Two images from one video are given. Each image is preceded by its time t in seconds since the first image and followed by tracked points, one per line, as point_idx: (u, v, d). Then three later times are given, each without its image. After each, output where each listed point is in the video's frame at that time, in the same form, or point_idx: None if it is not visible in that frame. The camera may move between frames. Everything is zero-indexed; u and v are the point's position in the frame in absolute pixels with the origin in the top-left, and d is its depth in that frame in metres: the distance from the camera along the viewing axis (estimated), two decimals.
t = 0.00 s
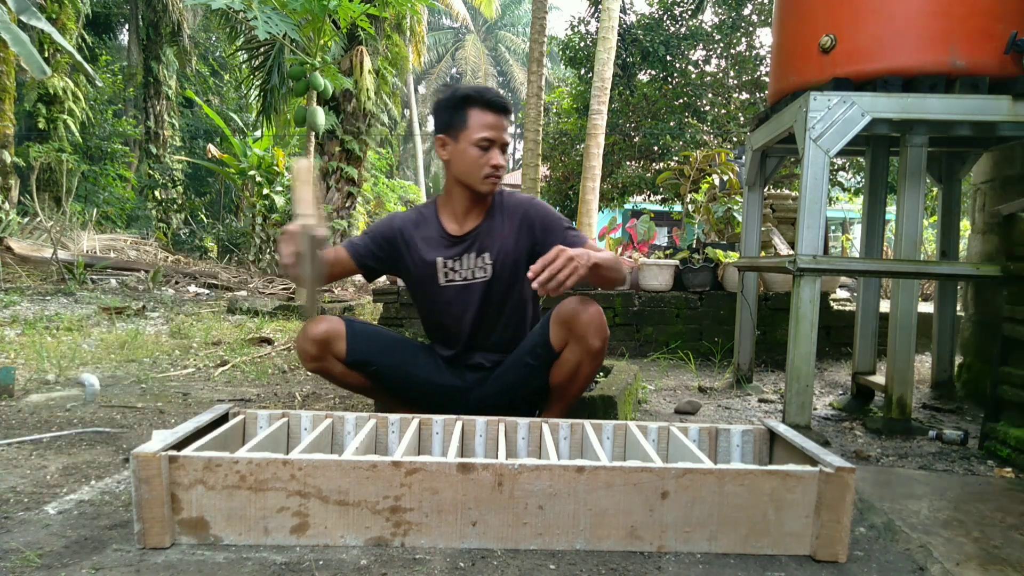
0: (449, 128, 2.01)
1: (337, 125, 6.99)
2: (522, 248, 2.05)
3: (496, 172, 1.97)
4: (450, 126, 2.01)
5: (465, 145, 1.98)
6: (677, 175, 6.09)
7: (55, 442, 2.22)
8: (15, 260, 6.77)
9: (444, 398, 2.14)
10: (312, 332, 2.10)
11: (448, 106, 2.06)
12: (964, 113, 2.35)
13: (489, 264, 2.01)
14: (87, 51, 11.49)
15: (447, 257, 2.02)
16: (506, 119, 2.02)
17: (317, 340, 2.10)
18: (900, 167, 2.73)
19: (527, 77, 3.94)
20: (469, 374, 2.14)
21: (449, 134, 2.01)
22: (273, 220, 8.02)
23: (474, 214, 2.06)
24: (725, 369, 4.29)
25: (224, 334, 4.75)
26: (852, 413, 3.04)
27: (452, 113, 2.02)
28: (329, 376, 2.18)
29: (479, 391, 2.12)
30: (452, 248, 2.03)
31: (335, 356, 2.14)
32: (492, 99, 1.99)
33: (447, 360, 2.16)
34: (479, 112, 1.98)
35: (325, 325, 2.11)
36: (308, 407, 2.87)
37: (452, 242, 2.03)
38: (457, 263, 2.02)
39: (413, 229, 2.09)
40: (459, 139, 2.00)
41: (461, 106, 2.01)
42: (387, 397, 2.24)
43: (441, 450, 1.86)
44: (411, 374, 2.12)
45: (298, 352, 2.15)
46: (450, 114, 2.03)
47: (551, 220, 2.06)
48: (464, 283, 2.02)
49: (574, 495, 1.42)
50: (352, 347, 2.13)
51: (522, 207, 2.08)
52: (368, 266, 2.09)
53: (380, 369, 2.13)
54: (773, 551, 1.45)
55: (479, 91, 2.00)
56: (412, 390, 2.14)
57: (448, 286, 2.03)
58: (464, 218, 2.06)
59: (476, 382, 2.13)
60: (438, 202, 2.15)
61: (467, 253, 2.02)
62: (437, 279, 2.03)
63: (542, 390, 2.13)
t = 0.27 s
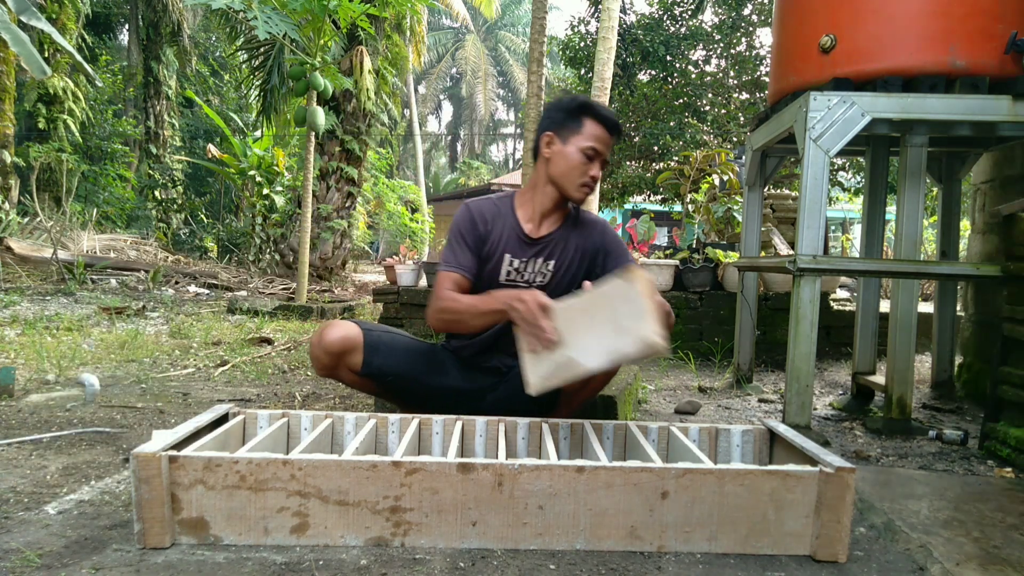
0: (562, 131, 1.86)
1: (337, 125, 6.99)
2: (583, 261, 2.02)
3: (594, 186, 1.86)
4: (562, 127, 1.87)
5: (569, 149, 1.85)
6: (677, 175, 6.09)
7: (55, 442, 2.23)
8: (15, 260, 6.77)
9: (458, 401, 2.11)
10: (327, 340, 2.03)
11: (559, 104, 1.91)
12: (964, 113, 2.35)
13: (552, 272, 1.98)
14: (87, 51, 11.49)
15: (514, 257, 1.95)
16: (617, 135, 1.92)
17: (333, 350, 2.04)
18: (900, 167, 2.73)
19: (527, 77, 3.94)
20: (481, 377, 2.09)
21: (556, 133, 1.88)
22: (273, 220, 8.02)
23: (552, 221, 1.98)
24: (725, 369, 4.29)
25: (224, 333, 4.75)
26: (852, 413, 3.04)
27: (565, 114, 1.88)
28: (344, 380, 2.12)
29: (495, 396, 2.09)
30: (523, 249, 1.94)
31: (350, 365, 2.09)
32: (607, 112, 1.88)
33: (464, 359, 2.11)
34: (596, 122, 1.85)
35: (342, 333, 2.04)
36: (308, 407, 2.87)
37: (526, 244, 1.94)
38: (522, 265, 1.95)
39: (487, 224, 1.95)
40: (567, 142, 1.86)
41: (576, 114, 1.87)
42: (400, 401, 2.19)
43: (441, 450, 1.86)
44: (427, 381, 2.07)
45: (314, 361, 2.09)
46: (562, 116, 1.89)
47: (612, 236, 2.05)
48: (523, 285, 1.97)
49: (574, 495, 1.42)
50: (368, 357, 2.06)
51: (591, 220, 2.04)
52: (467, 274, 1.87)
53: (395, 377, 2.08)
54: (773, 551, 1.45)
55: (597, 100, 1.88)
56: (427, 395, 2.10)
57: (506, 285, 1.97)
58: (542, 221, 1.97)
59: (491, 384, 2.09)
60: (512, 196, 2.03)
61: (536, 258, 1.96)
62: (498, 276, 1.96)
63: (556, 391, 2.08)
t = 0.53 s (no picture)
0: (622, 154, 1.89)
1: (337, 125, 6.99)
2: (615, 285, 2.06)
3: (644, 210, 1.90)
4: (622, 149, 1.90)
5: (626, 172, 1.87)
6: (677, 175, 6.09)
7: (55, 442, 2.23)
8: (15, 260, 6.77)
9: (472, 394, 2.14)
10: (365, 309, 2.05)
11: (623, 125, 1.93)
12: (964, 113, 2.35)
13: (584, 291, 2.02)
14: (87, 51, 11.49)
15: (552, 270, 1.98)
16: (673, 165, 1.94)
17: (369, 319, 2.06)
18: (900, 167, 2.73)
19: (527, 77, 3.94)
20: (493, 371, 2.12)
21: (614, 154, 1.91)
22: (273, 220, 8.02)
23: (595, 239, 2.00)
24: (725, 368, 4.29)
25: (224, 333, 4.75)
26: (852, 413, 3.04)
27: (628, 135, 1.90)
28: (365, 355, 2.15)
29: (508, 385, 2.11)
30: (562, 264, 1.97)
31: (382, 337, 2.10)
32: (669, 141, 1.89)
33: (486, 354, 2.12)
34: (658, 150, 1.88)
35: (377, 304, 2.06)
36: (309, 407, 2.87)
37: (566, 259, 1.97)
38: (559, 279, 1.99)
39: (532, 232, 1.98)
40: (626, 165, 1.88)
41: (638, 137, 1.89)
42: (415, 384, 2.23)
43: (442, 450, 1.86)
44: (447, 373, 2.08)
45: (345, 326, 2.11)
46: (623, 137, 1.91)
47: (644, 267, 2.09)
48: (554, 298, 2.01)
49: (574, 495, 1.42)
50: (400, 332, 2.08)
51: (629, 248, 2.08)
52: (511, 284, 1.93)
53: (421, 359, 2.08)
54: (774, 551, 1.45)
55: (661, 128, 1.89)
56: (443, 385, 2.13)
57: (537, 296, 2.01)
58: (585, 239, 1.98)
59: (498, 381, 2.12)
60: (558, 206, 2.05)
61: (573, 275, 1.99)
62: (533, 287, 1.99)
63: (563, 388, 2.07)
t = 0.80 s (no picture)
0: (632, 164, 1.87)
1: (337, 125, 7.00)
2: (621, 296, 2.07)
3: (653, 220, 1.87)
4: (634, 159, 1.87)
5: (635, 182, 1.85)
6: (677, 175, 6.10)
7: (55, 442, 2.23)
8: (15, 260, 6.76)
9: (480, 389, 2.18)
10: (374, 306, 2.07)
11: (637, 134, 1.91)
12: (964, 113, 2.35)
13: (591, 302, 2.03)
14: (87, 51, 11.50)
15: (558, 279, 1.99)
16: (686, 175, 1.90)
17: (377, 316, 2.08)
18: (900, 167, 2.73)
19: (527, 77, 3.94)
20: (498, 368, 2.18)
21: (626, 164, 1.89)
22: (273, 220, 8.02)
23: (603, 250, 1.99)
24: (725, 368, 4.29)
25: (224, 333, 4.75)
26: (852, 413, 3.04)
27: (640, 144, 1.87)
28: (369, 362, 2.14)
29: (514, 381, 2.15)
30: (568, 273, 1.98)
31: (389, 336, 2.11)
32: (682, 152, 1.86)
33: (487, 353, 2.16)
34: (670, 160, 1.84)
35: (385, 301, 2.10)
36: (309, 407, 2.87)
37: (573, 269, 1.98)
38: (564, 288, 2.00)
39: (539, 239, 1.99)
40: (636, 175, 1.85)
41: (649, 146, 1.87)
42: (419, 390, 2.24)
43: (441, 451, 1.86)
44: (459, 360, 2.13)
45: (349, 330, 2.11)
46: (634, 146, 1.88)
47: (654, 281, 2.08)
48: (559, 308, 2.03)
49: (574, 495, 1.42)
50: (409, 326, 2.12)
51: (639, 260, 2.07)
52: (509, 288, 1.95)
53: (432, 351, 2.12)
54: (773, 551, 1.45)
55: (675, 138, 1.86)
56: (452, 381, 2.15)
57: (542, 304, 2.02)
58: (593, 249, 1.98)
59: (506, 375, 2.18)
60: (569, 213, 2.05)
61: (578, 284, 2.00)
62: (538, 294, 2.01)
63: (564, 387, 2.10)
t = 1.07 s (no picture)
0: (613, 161, 1.86)
1: (337, 125, 7.00)
2: (618, 291, 2.08)
3: (639, 215, 1.86)
4: (614, 156, 1.87)
5: (620, 180, 1.84)
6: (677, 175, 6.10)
7: (56, 442, 2.23)
8: (15, 260, 6.76)
9: (484, 394, 2.17)
10: (374, 316, 2.09)
11: (615, 130, 1.89)
12: (964, 113, 2.35)
13: (590, 301, 2.04)
14: (87, 51, 11.50)
15: (555, 284, 1.99)
16: (668, 165, 1.89)
17: (377, 326, 2.09)
18: (900, 167, 2.73)
19: (527, 77, 3.94)
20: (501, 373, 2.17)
21: (607, 162, 1.88)
22: (273, 220, 8.01)
23: (595, 248, 1.99)
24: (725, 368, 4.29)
25: (224, 333, 4.75)
26: (852, 413, 3.04)
27: (618, 141, 1.87)
28: (372, 371, 2.17)
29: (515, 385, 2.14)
30: (564, 276, 1.98)
31: (391, 345, 2.12)
32: (663, 143, 1.85)
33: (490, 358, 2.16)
34: (650, 153, 1.83)
35: (384, 310, 2.11)
36: (309, 407, 2.87)
37: (569, 272, 1.98)
38: (562, 291, 2.00)
39: (532, 246, 1.97)
40: (618, 172, 1.84)
41: (628, 141, 1.86)
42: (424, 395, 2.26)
43: (441, 450, 1.86)
44: (457, 365, 2.13)
45: (350, 343, 2.13)
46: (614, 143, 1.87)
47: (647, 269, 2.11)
48: (559, 311, 2.03)
49: (574, 495, 1.42)
50: (410, 334, 2.12)
51: (631, 253, 2.08)
52: (506, 299, 1.93)
53: (434, 357, 2.12)
54: (773, 551, 1.45)
55: (653, 130, 1.85)
56: (455, 387, 2.15)
57: (542, 310, 2.02)
58: (586, 249, 1.98)
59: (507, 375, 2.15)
60: (557, 215, 2.03)
61: (576, 286, 2.00)
62: (537, 300, 2.01)
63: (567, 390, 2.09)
